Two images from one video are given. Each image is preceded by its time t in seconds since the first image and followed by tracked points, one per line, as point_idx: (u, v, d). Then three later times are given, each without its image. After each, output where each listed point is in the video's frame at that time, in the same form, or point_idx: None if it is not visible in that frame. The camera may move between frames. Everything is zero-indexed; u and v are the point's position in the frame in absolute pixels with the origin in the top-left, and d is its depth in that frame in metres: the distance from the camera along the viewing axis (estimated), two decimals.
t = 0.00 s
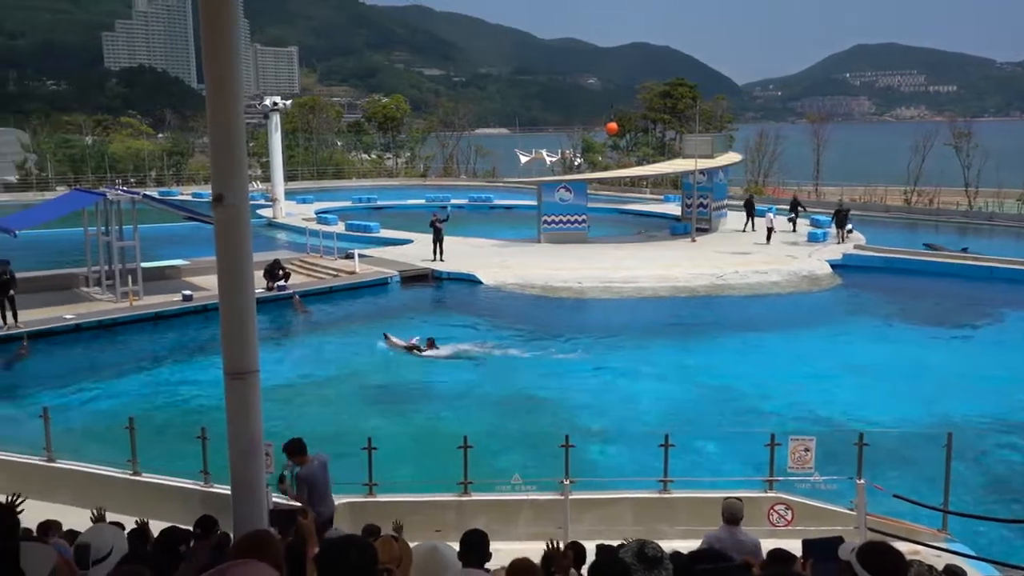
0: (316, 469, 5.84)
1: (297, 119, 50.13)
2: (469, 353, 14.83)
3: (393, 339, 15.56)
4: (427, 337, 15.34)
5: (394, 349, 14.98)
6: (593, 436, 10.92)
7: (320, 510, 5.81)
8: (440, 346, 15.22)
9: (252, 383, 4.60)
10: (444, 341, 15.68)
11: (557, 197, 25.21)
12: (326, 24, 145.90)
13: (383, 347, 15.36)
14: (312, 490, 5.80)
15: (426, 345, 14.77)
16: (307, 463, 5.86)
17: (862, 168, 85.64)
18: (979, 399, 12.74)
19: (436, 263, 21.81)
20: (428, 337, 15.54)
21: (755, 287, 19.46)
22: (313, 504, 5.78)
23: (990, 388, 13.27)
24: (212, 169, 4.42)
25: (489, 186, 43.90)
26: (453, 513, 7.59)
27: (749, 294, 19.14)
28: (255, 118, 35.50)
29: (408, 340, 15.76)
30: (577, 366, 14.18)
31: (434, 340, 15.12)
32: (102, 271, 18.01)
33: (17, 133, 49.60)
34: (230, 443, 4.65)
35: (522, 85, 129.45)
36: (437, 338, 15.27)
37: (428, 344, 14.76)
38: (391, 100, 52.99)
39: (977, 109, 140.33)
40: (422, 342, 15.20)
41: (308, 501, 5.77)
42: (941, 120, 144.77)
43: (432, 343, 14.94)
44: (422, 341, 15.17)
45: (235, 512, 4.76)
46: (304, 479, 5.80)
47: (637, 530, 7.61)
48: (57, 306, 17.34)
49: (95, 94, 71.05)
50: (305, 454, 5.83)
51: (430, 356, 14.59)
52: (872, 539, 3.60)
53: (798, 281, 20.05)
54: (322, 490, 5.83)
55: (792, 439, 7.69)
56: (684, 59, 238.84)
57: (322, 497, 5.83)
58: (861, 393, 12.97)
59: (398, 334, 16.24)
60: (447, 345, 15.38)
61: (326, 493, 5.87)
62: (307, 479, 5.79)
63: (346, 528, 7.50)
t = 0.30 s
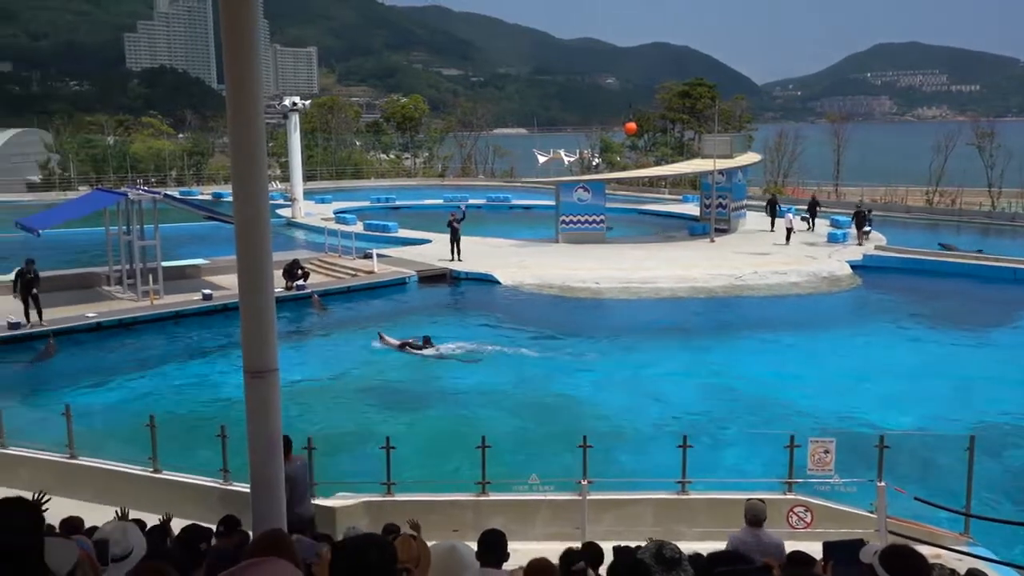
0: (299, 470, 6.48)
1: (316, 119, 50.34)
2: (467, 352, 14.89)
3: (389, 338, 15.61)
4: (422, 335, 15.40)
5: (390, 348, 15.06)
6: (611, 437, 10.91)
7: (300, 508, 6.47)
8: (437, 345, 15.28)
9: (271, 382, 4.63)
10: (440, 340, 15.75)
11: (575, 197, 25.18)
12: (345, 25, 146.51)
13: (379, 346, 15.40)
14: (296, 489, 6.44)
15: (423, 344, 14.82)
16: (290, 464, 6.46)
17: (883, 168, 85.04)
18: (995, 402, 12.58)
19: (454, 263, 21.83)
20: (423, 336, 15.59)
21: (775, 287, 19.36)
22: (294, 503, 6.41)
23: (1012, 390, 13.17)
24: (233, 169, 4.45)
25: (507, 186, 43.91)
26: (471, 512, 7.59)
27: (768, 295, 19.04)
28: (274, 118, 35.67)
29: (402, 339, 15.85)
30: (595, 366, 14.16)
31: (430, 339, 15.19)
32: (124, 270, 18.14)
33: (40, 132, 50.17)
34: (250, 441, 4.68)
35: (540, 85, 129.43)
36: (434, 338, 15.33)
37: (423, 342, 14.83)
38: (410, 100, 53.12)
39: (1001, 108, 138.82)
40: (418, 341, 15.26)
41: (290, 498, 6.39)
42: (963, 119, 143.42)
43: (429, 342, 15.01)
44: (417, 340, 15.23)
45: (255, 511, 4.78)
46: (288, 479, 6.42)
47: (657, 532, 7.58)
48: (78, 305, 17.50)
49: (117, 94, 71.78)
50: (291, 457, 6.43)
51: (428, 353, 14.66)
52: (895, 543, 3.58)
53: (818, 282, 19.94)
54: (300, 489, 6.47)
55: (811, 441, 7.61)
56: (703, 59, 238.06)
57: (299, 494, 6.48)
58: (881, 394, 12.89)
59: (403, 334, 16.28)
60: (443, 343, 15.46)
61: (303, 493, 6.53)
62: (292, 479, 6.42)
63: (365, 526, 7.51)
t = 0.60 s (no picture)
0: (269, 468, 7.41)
1: (338, 119, 50.58)
2: (465, 350, 14.97)
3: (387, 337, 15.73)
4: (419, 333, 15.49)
5: (388, 347, 15.16)
6: (631, 437, 10.88)
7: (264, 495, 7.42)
8: (434, 344, 15.39)
9: (293, 380, 4.66)
10: (438, 339, 15.83)
11: (596, 197, 25.12)
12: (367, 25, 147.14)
13: (378, 345, 15.53)
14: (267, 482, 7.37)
15: (420, 343, 14.90)
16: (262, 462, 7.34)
17: (907, 168, 84.20)
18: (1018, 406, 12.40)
19: (475, 262, 21.85)
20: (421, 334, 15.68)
21: (797, 288, 19.22)
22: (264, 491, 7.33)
23: None
24: (255, 168, 4.47)
25: (527, 186, 43.90)
26: (490, 513, 7.59)
27: (790, 296, 18.91)
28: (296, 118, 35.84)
29: (400, 337, 15.95)
30: (614, 366, 14.18)
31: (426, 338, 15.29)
32: (147, 269, 18.30)
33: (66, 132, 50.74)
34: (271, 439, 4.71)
35: (561, 85, 129.33)
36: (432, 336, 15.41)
37: (419, 341, 14.92)
38: (431, 100, 53.23)
39: None
40: (414, 339, 15.36)
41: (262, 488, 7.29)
42: (990, 119, 141.73)
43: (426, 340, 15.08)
44: (414, 338, 15.32)
45: (276, 509, 4.80)
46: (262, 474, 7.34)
47: (676, 534, 7.55)
48: (103, 303, 17.67)
49: (142, 94, 72.52)
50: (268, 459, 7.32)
51: (426, 353, 14.75)
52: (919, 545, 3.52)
53: (840, 283, 19.78)
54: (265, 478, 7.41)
55: (834, 444, 7.56)
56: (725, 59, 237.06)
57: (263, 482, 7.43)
58: (904, 397, 12.77)
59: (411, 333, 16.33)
60: (443, 342, 15.54)
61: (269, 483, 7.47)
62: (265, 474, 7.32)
63: (384, 524, 7.51)
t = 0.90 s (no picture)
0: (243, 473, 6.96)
1: (357, 119, 50.77)
2: (458, 349, 15.17)
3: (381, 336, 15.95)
4: (414, 332, 15.67)
5: (384, 347, 15.33)
6: (650, 438, 10.85)
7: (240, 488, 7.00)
8: (429, 342, 15.57)
9: (312, 379, 4.68)
10: (434, 338, 16.00)
11: (615, 198, 25.08)
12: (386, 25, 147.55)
13: (372, 344, 15.78)
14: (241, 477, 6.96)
15: (416, 341, 15.06)
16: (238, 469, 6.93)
17: (931, 168, 83.48)
18: None
19: (494, 262, 21.86)
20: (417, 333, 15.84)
21: (817, 289, 19.08)
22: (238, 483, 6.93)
23: None
24: (276, 168, 4.50)
25: (546, 186, 43.87)
26: (508, 512, 7.61)
27: (811, 297, 18.77)
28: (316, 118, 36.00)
29: (394, 336, 16.16)
30: (633, 366, 14.15)
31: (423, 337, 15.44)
32: (168, 268, 18.43)
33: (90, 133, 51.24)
34: (291, 439, 4.75)
35: (580, 85, 129.14)
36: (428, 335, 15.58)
37: (415, 341, 15.08)
38: (450, 100, 53.28)
39: None
40: (409, 337, 15.55)
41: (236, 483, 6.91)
42: (1013, 120, 140.27)
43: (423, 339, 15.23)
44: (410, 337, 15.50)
45: (295, 509, 4.83)
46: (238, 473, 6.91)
47: (694, 537, 7.52)
48: (125, 302, 17.83)
49: (164, 94, 73.11)
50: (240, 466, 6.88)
51: (423, 351, 14.93)
52: (939, 550, 3.50)
53: (862, 284, 19.62)
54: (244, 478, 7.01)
55: (855, 446, 7.52)
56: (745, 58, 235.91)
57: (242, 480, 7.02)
58: (928, 400, 12.64)
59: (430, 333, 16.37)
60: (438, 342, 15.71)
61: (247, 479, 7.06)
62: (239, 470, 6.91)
63: (402, 524, 7.55)
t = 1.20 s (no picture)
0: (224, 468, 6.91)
1: (377, 119, 50.98)
2: (451, 348, 15.23)
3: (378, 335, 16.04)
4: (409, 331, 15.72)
5: (380, 346, 15.41)
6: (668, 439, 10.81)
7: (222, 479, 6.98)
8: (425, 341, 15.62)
9: (331, 378, 4.69)
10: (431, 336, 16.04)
11: (634, 198, 25.01)
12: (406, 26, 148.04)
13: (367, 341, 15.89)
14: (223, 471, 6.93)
15: (411, 341, 15.11)
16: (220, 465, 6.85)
17: (954, 168, 82.74)
18: None
19: (512, 263, 21.84)
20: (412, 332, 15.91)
21: (838, 290, 18.91)
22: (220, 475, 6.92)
23: None
24: (295, 168, 4.53)
25: (565, 186, 43.83)
26: (526, 512, 7.66)
27: (831, 298, 18.62)
28: (336, 118, 36.14)
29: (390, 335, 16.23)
30: (652, 367, 14.11)
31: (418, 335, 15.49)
32: (189, 267, 18.55)
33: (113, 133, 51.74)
34: (310, 437, 4.76)
35: (599, 85, 128.99)
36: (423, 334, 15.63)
37: (410, 339, 15.13)
38: (469, 100, 53.35)
39: None
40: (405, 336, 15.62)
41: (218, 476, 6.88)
42: None
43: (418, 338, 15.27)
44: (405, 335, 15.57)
45: (314, 507, 4.84)
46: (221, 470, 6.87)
47: (712, 539, 7.51)
48: (147, 301, 17.99)
49: (185, 95, 73.70)
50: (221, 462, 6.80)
51: (418, 350, 14.97)
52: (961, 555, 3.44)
53: (883, 285, 19.44)
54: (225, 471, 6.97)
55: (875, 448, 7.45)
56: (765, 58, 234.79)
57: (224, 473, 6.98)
58: (950, 403, 12.51)
59: (448, 333, 16.39)
60: (433, 340, 15.77)
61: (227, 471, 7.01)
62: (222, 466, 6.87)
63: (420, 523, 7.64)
